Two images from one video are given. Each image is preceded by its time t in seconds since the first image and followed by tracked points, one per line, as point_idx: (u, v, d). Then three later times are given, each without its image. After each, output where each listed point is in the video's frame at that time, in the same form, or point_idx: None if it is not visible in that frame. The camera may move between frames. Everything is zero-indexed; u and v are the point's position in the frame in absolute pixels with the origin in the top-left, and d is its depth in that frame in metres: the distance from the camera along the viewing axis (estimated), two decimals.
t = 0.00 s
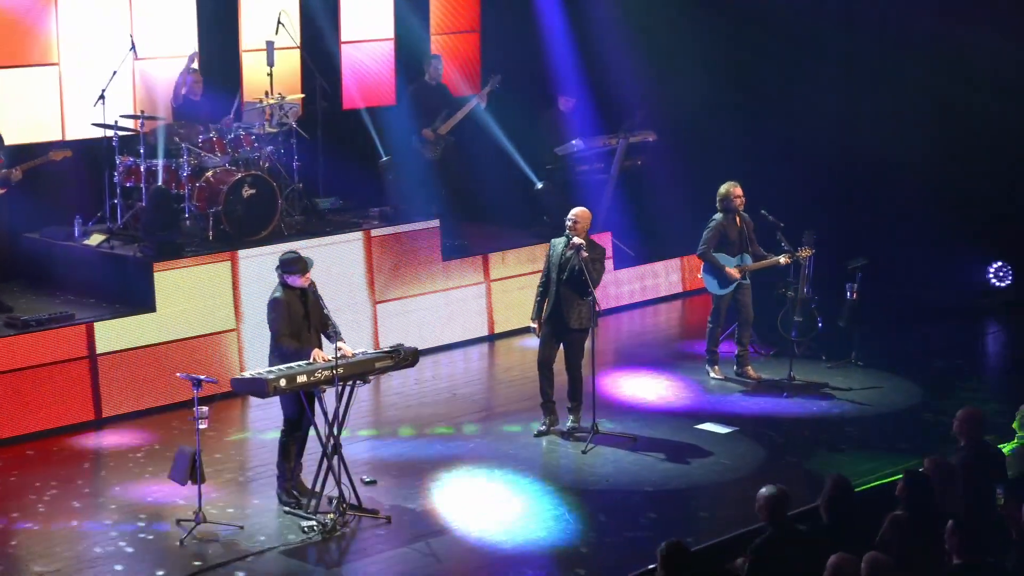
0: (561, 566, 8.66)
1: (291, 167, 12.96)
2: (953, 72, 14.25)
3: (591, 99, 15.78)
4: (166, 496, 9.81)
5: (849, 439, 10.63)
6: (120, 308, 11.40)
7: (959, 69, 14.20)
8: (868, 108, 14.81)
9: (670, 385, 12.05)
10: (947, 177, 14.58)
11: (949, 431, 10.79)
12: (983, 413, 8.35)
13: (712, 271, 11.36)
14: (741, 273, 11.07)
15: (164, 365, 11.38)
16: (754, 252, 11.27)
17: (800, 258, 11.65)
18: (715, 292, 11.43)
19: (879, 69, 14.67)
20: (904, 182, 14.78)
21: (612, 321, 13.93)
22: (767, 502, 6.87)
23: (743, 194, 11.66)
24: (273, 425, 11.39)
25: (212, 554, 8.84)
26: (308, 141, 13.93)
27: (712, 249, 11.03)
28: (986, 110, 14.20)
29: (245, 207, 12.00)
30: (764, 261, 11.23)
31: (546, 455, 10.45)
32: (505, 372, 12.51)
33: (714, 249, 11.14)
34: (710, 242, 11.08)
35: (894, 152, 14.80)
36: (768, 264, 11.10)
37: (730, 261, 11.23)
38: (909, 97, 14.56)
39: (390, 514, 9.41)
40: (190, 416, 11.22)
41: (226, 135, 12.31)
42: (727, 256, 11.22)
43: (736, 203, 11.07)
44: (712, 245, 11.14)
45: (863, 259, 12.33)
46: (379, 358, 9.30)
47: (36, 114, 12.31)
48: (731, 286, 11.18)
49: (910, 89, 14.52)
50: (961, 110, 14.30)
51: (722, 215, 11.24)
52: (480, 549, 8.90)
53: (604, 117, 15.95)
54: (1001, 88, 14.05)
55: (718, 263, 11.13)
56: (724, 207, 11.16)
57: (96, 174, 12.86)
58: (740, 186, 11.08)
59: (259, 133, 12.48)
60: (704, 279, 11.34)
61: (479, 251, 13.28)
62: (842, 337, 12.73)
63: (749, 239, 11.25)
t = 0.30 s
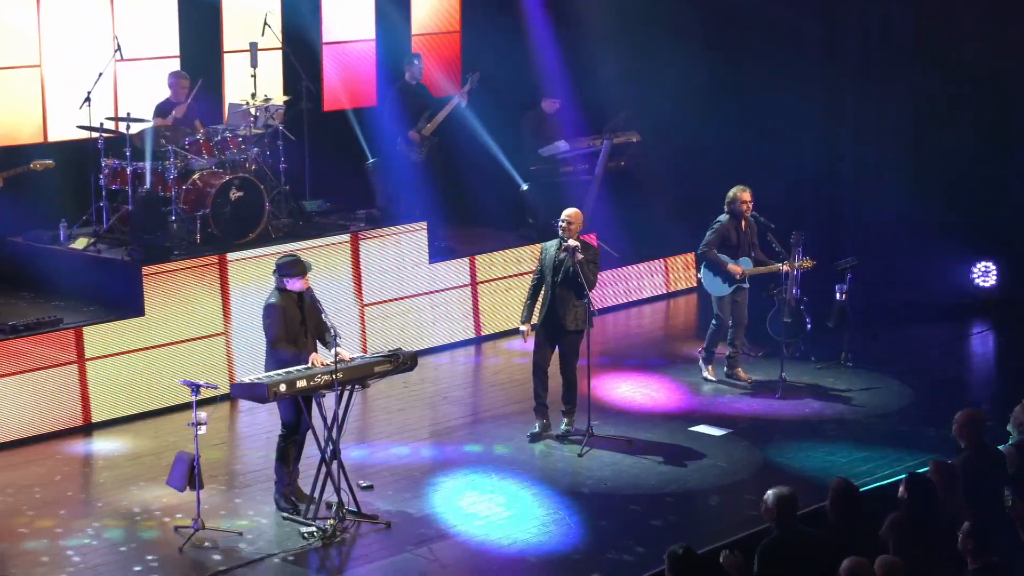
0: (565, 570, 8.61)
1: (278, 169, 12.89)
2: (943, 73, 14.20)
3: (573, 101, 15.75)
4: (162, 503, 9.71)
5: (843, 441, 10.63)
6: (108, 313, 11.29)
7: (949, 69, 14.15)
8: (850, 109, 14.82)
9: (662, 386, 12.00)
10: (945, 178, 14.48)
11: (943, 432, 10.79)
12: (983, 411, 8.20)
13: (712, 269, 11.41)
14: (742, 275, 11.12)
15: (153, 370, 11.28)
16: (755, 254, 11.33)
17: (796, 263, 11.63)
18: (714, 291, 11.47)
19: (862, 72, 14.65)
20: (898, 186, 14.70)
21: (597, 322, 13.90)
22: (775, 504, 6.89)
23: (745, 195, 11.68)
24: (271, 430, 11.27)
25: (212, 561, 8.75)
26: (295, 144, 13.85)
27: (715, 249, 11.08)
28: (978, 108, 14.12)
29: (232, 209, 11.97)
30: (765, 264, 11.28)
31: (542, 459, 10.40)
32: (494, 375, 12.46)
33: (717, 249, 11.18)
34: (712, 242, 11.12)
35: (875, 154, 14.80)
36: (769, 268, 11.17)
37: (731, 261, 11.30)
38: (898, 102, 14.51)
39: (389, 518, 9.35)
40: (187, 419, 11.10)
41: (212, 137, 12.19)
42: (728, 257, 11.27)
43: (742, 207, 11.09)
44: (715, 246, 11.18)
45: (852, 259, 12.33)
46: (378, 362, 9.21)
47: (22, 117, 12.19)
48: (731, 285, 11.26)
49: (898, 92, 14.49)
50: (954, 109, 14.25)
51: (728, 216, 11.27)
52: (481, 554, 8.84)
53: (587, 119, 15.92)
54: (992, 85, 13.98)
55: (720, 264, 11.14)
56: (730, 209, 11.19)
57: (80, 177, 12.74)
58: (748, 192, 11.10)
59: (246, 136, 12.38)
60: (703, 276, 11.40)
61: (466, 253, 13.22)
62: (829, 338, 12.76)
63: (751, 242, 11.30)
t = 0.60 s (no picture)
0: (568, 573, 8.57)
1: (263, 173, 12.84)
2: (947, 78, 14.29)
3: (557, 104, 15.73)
4: (158, 510, 9.63)
5: (838, 444, 10.62)
6: (97, 318, 11.20)
7: (955, 73, 14.25)
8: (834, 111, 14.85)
9: (654, 389, 11.97)
10: (936, 177, 14.59)
11: (936, 434, 10.80)
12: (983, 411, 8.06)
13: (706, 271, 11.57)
14: (735, 277, 11.31)
15: (143, 375, 11.19)
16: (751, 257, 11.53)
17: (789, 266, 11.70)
18: (710, 294, 11.64)
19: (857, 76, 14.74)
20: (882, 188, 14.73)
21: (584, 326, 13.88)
22: (777, 506, 6.80)
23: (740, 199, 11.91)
24: (265, 434, 11.21)
25: (212, 568, 8.66)
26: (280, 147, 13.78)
27: (710, 251, 11.29)
28: (982, 110, 14.19)
29: (219, 213, 11.92)
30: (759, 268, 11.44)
31: (538, 463, 10.36)
32: (483, 378, 12.42)
33: (712, 251, 11.40)
34: (707, 242, 11.35)
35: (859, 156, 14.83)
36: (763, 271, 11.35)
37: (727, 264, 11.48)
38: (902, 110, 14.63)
39: (388, 525, 9.29)
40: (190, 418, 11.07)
41: (199, 140, 12.12)
42: (724, 259, 11.48)
43: (737, 210, 11.32)
44: (710, 248, 11.42)
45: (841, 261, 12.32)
46: (376, 367, 9.12)
47: (9, 121, 12.10)
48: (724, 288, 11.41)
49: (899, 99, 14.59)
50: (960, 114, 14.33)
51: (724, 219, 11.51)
52: (483, 558, 8.79)
53: (571, 121, 15.90)
54: (982, 81, 14.11)
55: (714, 265, 11.36)
56: (725, 212, 11.45)
57: (66, 181, 12.66)
58: (743, 194, 11.32)
59: (234, 139, 12.31)
60: (698, 279, 11.55)
61: (453, 256, 13.18)
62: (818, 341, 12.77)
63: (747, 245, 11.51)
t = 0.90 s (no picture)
0: None
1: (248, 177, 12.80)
2: (950, 80, 14.41)
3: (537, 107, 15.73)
4: (153, 517, 9.55)
5: (829, 445, 10.65)
6: (84, 324, 11.11)
7: (960, 75, 14.36)
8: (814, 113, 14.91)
9: (642, 392, 11.97)
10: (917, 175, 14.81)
11: (926, 436, 10.82)
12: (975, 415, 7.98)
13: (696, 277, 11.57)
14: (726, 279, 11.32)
15: (130, 382, 11.12)
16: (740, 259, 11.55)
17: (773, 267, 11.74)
18: (700, 298, 11.64)
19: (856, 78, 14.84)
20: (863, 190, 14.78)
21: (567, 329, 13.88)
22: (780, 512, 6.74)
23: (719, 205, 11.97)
24: (254, 439, 11.16)
25: None
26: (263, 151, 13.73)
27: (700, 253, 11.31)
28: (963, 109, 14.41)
29: (204, 218, 11.84)
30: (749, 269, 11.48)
31: (532, 468, 10.34)
32: (470, 382, 12.39)
33: (701, 254, 11.41)
34: (697, 245, 11.36)
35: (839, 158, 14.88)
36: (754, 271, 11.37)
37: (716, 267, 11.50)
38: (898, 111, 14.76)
39: (386, 531, 9.26)
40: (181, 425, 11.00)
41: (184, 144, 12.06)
42: (713, 262, 11.50)
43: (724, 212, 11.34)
44: (699, 252, 11.43)
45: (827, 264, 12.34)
46: (374, 372, 9.04)
47: None
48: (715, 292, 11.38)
49: (899, 100, 14.68)
50: (965, 114, 14.45)
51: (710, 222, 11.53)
52: (484, 563, 8.76)
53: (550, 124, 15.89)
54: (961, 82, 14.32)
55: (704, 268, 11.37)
56: (711, 214, 11.47)
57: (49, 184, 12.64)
58: (729, 195, 11.35)
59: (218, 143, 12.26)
60: (688, 285, 11.54)
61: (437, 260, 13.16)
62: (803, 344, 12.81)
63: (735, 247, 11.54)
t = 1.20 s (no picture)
0: None
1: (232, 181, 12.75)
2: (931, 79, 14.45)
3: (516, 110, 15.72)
4: (146, 523, 9.48)
5: (820, 447, 10.66)
6: (70, 330, 11.04)
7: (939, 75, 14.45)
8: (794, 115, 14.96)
9: (629, 395, 11.97)
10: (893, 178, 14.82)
11: (915, 438, 10.83)
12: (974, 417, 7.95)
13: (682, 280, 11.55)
14: (714, 282, 11.29)
15: (116, 388, 11.05)
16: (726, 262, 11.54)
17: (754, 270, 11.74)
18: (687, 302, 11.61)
19: (858, 68, 14.83)
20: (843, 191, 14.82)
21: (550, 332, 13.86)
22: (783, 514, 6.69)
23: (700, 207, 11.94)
24: (242, 445, 11.10)
25: None
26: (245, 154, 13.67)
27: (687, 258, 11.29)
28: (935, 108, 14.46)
29: (190, 223, 11.81)
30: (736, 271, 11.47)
31: (525, 472, 10.32)
32: (456, 386, 12.36)
33: (687, 259, 11.39)
34: (683, 250, 11.35)
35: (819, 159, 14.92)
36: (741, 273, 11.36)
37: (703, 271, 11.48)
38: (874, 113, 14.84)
39: (381, 536, 9.21)
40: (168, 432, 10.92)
41: (169, 148, 11.98)
42: (700, 266, 11.48)
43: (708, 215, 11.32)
44: (685, 256, 11.42)
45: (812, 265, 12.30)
46: (369, 377, 8.92)
47: None
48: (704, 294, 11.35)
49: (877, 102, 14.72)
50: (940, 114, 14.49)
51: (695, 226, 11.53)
52: (481, 568, 8.73)
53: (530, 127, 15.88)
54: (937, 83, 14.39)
55: (690, 272, 11.35)
56: (696, 218, 11.46)
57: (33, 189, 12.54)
58: (713, 199, 11.33)
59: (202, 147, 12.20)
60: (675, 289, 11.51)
61: (421, 263, 13.13)
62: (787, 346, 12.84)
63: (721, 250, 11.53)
